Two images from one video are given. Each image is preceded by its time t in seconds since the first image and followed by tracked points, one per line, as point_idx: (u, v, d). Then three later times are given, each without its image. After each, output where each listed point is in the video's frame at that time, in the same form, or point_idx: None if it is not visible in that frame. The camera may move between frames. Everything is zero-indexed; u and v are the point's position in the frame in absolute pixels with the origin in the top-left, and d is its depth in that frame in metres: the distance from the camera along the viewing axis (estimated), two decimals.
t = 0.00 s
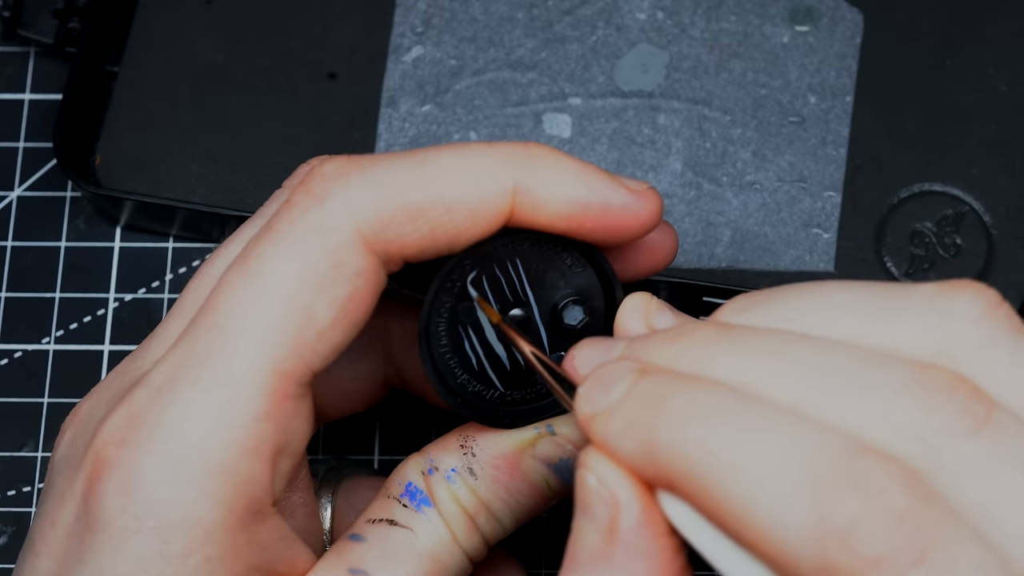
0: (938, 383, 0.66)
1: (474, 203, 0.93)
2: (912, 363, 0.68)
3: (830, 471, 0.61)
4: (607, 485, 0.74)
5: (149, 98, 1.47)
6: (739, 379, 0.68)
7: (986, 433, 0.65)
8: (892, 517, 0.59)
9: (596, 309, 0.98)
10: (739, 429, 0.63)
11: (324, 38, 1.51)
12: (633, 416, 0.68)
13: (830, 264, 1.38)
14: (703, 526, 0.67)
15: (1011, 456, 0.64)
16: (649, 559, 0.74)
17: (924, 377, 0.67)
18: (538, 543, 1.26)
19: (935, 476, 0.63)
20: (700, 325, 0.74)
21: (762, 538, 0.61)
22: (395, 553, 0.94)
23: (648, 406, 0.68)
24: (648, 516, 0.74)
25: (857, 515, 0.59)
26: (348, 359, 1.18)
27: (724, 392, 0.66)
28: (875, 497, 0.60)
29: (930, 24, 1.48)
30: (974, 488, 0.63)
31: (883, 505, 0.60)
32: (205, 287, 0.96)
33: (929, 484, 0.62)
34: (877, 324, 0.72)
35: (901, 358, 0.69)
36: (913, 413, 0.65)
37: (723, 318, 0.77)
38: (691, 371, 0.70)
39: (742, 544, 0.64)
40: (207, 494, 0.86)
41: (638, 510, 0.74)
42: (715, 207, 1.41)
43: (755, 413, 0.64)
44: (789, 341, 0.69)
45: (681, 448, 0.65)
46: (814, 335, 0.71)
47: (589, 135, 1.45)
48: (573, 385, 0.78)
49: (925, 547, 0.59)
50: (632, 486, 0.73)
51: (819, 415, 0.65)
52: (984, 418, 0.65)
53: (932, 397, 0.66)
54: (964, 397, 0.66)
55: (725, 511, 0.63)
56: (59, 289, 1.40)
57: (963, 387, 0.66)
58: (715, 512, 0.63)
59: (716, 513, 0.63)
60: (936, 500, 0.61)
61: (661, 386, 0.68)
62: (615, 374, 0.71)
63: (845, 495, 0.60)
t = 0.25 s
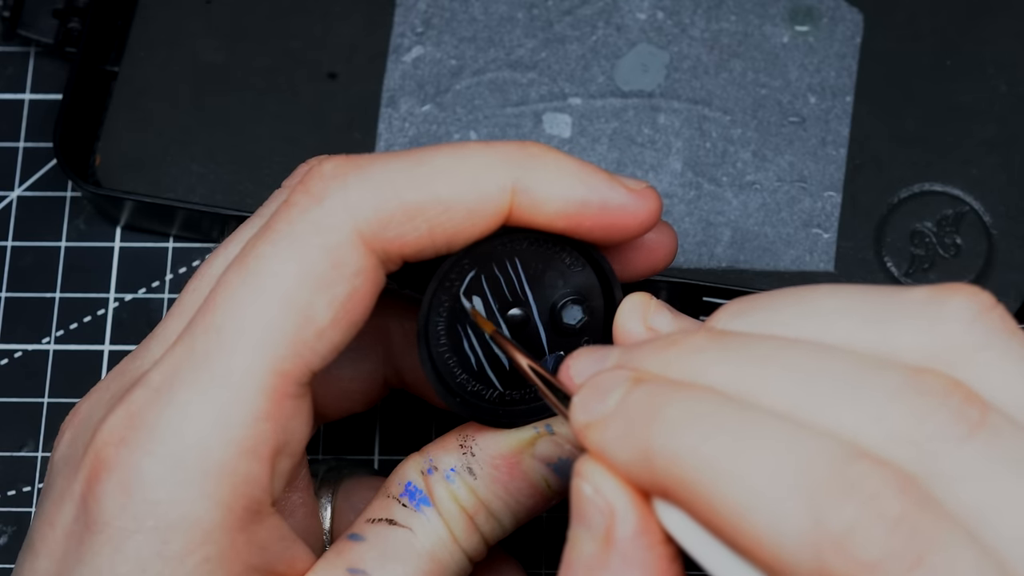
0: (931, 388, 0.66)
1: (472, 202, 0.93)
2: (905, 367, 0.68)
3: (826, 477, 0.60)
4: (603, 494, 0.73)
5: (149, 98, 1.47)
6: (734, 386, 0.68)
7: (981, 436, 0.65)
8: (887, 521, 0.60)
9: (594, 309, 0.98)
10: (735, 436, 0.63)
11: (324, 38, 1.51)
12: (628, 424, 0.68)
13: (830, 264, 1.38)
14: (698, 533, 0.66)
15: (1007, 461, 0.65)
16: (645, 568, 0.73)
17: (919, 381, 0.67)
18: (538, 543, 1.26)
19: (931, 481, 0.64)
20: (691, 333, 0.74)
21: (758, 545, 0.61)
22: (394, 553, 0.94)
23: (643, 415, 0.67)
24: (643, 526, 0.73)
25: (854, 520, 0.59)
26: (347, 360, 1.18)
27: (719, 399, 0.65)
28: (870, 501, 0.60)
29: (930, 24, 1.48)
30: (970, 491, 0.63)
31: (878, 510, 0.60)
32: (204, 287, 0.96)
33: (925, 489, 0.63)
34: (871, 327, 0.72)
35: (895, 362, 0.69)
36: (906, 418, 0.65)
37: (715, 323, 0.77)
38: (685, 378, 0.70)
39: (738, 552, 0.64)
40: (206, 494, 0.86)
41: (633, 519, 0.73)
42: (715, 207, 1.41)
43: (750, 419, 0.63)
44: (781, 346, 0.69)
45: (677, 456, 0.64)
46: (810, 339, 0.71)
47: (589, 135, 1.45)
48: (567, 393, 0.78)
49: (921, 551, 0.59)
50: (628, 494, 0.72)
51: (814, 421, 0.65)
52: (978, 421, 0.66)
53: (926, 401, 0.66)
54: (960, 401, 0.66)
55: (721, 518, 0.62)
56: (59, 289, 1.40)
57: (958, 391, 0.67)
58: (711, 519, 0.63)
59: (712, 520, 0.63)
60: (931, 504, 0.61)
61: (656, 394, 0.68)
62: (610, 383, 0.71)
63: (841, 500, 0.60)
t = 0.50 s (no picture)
0: (925, 393, 0.66)
1: (472, 202, 0.93)
2: (899, 371, 0.68)
3: (818, 483, 0.60)
4: (598, 500, 0.72)
5: (149, 98, 1.47)
6: (728, 393, 0.68)
7: (974, 440, 0.65)
8: (881, 526, 0.59)
9: (593, 308, 0.98)
10: (728, 443, 0.63)
11: (324, 38, 1.51)
12: (623, 431, 0.68)
13: (830, 264, 1.38)
14: (693, 539, 0.66)
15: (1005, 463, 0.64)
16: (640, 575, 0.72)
17: (912, 386, 0.67)
18: (538, 543, 1.26)
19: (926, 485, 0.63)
20: (685, 339, 0.74)
21: (752, 550, 0.61)
22: (394, 553, 0.94)
23: (637, 422, 0.67)
24: (638, 532, 0.72)
25: (847, 525, 0.60)
26: (347, 359, 1.18)
27: (712, 406, 0.65)
28: (863, 506, 0.60)
29: (931, 24, 1.48)
30: (964, 494, 0.63)
31: (871, 514, 0.60)
32: (203, 287, 0.96)
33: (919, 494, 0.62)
34: (865, 331, 0.72)
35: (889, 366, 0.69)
36: (899, 423, 0.65)
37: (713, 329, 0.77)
38: (680, 384, 0.70)
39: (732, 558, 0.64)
40: (206, 494, 0.86)
41: (628, 526, 0.72)
42: (715, 207, 1.41)
43: (743, 425, 0.63)
44: (775, 352, 0.69)
45: (671, 462, 0.64)
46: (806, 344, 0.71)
47: (589, 135, 1.45)
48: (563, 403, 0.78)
49: (915, 555, 0.59)
50: (622, 500, 0.72)
51: (808, 427, 0.65)
52: (971, 425, 0.65)
53: (919, 405, 0.66)
54: (952, 405, 0.66)
55: (715, 524, 0.62)
56: (59, 289, 1.40)
57: (951, 395, 0.67)
58: (704, 525, 0.63)
59: (706, 526, 0.63)
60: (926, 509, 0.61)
61: (649, 401, 0.68)
62: (604, 391, 0.71)
63: (834, 505, 0.60)
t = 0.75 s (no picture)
0: (923, 396, 0.66)
1: (471, 202, 0.93)
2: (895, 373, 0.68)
3: (816, 487, 0.61)
4: (596, 507, 0.72)
5: (149, 98, 1.47)
6: (725, 398, 0.68)
7: (973, 442, 0.65)
8: (880, 528, 0.59)
9: (593, 309, 0.98)
10: (726, 447, 0.63)
11: (324, 38, 1.51)
12: (620, 438, 0.68)
13: (830, 264, 1.38)
14: (692, 543, 0.66)
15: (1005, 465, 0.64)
16: None
17: (910, 389, 0.67)
18: (538, 543, 1.26)
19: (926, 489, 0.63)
20: (683, 344, 0.73)
21: (751, 554, 0.61)
22: (393, 553, 0.94)
23: (634, 427, 0.67)
24: (637, 538, 0.72)
25: (845, 528, 0.59)
26: (347, 359, 1.18)
27: (710, 412, 0.65)
28: (862, 509, 0.60)
29: (931, 24, 1.48)
30: (964, 498, 0.63)
31: (870, 516, 0.60)
32: (203, 287, 0.96)
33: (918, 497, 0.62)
34: (862, 333, 0.71)
35: (885, 369, 0.69)
36: (895, 427, 0.65)
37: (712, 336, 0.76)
38: (677, 390, 0.70)
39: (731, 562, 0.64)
40: (205, 494, 0.86)
41: (627, 532, 0.72)
42: (715, 207, 1.41)
43: (740, 430, 0.63)
44: (771, 356, 0.69)
45: (669, 466, 0.64)
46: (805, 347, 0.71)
47: (589, 134, 1.45)
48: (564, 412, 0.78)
49: (914, 556, 0.58)
50: (621, 506, 0.72)
51: (805, 431, 0.65)
52: (969, 427, 0.65)
53: (918, 409, 0.66)
54: (951, 407, 0.66)
55: (713, 528, 0.62)
56: (59, 289, 1.40)
57: (949, 397, 0.67)
58: (703, 530, 0.63)
59: (704, 531, 0.63)
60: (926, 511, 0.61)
61: (647, 407, 0.68)
62: (602, 398, 0.71)
63: (832, 508, 0.60)
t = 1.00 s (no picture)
0: (920, 399, 0.66)
1: (471, 202, 0.93)
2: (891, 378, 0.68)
3: (814, 492, 0.61)
4: (595, 515, 0.71)
5: (149, 98, 1.47)
6: (723, 405, 0.68)
7: (969, 445, 0.65)
8: (879, 533, 0.59)
9: (592, 308, 0.98)
10: (725, 454, 0.63)
11: (324, 38, 1.51)
12: (618, 446, 0.68)
13: (830, 264, 1.38)
14: (691, 550, 0.66)
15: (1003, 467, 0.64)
16: None
17: (906, 393, 0.67)
18: (538, 543, 1.26)
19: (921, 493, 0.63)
20: (679, 351, 0.73)
21: (750, 560, 0.61)
22: (393, 553, 0.94)
23: (632, 435, 0.67)
24: (635, 546, 0.72)
25: (844, 533, 0.59)
26: (347, 359, 1.18)
27: (707, 419, 0.65)
28: (860, 514, 0.60)
29: (931, 24, 1.48)
30: (960, 502, 0.63)
31: (868, 521, 0.60)
32: (202, 287, 0.96)
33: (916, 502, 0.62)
34: (858, 340, 0.71)
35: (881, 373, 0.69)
36: (892, 431, 0.65)
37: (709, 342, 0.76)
38: (675, 398, 0.70)
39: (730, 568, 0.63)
40: (204, 494, 0.86)
41: (624, 541, 0.71)
42: (715, 207, 1.41)
43: (738, 436, 0.63)
44: (767, 363, 0.69)
45: (668, 474, 0.64)
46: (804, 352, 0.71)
47: (589, 135, 1.45)
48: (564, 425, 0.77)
49: (913, 561, 0.58)
50: (619, 514, 0.71)
51: (800, 437, 0.65)
52: (965, 430, 0.65)
53: (913, 412, 0.66)
54: (947, 410, 0.66)
55: (713, 536, 0.62)
56: (59, 289, 1.40)
57: (945, 400, 0.67)
58: (702, 537, 0.63)
59: (703, 538, 0.63)
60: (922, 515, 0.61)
61: (645, 415, 0.68)
62: (600, 406, 0.71)
63: (831, 513, 0.60)
